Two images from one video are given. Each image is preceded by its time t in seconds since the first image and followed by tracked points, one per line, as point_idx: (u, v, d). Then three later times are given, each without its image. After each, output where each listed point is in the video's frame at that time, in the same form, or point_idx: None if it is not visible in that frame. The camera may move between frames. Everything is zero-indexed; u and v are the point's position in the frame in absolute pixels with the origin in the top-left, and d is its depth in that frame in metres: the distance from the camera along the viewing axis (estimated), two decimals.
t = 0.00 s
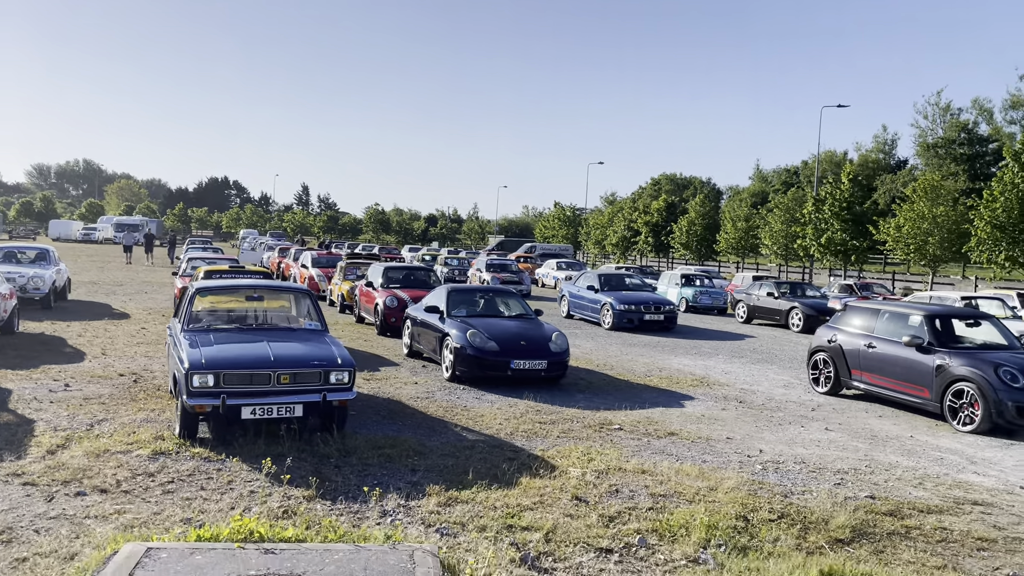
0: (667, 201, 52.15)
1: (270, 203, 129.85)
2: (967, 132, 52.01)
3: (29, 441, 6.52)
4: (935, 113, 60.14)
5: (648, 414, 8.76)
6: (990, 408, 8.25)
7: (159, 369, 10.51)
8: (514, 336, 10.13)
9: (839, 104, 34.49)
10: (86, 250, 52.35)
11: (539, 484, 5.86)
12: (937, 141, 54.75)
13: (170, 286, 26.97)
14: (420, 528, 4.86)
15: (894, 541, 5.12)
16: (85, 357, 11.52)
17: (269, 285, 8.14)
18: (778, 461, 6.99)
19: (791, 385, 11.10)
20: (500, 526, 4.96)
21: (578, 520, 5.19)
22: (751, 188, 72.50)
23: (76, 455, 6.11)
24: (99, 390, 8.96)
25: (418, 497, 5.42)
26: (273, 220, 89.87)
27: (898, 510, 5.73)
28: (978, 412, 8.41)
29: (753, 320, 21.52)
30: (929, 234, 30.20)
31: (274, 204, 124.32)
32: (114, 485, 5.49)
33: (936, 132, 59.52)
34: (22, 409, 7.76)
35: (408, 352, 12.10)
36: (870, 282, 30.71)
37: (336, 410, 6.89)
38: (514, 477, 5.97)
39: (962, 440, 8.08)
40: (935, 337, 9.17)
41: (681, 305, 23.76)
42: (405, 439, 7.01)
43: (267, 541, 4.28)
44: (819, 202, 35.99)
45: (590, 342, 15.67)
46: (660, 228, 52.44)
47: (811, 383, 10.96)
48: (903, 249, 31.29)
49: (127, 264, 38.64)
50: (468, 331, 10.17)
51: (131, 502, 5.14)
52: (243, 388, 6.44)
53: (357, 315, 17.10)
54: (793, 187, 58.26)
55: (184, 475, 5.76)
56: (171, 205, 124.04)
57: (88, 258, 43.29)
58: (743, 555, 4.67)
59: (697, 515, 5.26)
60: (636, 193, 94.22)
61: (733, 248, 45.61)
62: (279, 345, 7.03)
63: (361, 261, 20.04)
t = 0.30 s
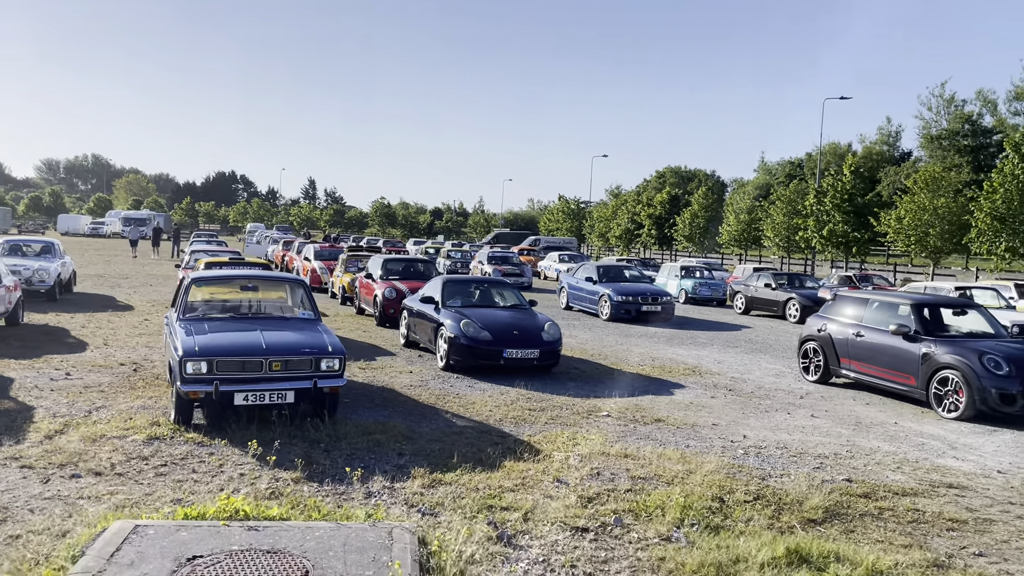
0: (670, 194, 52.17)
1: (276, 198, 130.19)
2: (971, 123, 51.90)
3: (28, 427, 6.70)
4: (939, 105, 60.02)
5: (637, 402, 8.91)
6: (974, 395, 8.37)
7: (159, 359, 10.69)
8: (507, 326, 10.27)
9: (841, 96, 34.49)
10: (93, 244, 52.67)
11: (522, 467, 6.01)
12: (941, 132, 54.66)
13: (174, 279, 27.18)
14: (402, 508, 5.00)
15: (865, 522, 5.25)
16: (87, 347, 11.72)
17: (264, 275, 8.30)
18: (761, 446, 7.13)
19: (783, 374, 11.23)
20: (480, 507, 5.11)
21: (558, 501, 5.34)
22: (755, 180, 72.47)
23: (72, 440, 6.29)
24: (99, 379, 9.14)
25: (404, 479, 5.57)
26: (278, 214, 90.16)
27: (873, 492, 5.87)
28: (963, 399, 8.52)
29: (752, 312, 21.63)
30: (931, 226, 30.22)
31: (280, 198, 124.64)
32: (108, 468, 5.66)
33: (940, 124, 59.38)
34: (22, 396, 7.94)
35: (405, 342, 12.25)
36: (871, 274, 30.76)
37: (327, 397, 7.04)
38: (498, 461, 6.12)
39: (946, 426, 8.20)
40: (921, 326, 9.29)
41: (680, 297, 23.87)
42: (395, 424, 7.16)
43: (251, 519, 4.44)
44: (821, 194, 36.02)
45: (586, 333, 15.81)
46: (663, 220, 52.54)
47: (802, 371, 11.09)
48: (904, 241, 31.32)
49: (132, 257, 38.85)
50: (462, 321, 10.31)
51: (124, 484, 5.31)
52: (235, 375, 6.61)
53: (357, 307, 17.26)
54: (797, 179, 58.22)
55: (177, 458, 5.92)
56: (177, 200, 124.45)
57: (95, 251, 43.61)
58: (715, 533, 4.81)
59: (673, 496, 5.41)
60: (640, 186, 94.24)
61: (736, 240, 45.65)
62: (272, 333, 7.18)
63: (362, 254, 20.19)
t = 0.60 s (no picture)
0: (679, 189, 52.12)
1: (286, 194, 130.65)
2: (982, 117, 51.60)
3: (30, 419, 6.86)
4: (950, 99, 59.69)
5: (632, 396, 9.01)
6: (967, 389, 8.43)
7: (163, 354, 10.86)
8: (505, 321, 10.39)
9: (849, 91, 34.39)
10: (103, 240, 53.00)
11: (511, 458, 6.12)
12: (952, 127, 54.34)
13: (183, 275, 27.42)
14: (390, 497, 5.10)
15: (846, 512, 5.33)
16: (94, 342, 11.90)
17: (262, 271, 8.43)
18: (750, 439, 7.21)
19: (780, 368, 11.29)
20: (466, 496, 5.22)
21: (543, 491, 5.45)
22: (765, 176, 72.24)
23: (73, 432, 6.44)
24: (103, 373, 9.31)
25: (394, 469, 5.68)
26: (289, 210, 90.50)
27: (857, 484, 5.94)
28: (955, 393, 8.59)
29: (756, 307, 21.66)
30: (938, 221, 30.12)
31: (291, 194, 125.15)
32: (106, 459, 5.80)
33: (951, 118, 59.05)
34: (27, 390, 8.11)
35: (406, 337, 12.38)
36: (878, 269, 30.71)
37: (323, 390, 7.16)
38: (489, 452, 6.24)
39: (938, 420, 8.26)
40: (916, 321, 9.34)
41: (685, 292, 23.93)
42: (389, 417, 7.27)
43: (241, 508, 4.58)
44: (828, 189, 35.93)
45: (588, 328, 15.91)
46: (671, 216, 52.51)
47: (799, 366, 11.15)
48: (912, 236, 31.22)
49: (143, 253, 39.16)
50: (460, 316, 10.42)
51: (120, 474, 5.45)
52: (232, 368, 6.74)
53: (362, 303, 17.40)
54: (806, 174, 58.05)
55: (174, 450, 6.06)
56: (188, 196, 125.16)
57: (106, 247, 43.91)
58: (695, 522, 4.90)
59: (657, 487, 5.51)
60: (650, 181, 94.13)
61: (745, 236, 45.57)
62: (269, 328, 7.31)
63: (367, 250, 20.34)
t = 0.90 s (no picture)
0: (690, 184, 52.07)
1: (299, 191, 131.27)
2: (996, 112, 51.25)
3: (41, 408, 7.06)
4: (964, 94, 59.31)
5: (630, 388, 9.14)
6: (963, 381, 8.49)
7: (171, 346, 11.06)
8: (507, 314, 10.53)
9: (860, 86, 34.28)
10: (117, 237, 53.45)
11: (506, 446, 6.26)
12: (966, 121, 54.00)
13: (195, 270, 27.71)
14: (385, 482, 5.25)
15: (832, 498, 5.44)
16: (104, 336, 12.13)
17: (266, 264, 8.61)
18: (744, 429, 7.32)
19: (781, 362, 11.38)
20: (459, 482, 5.37)
21: (535, 477, 5.59)
22: (777, 171, 72.00)
23: (81, 420, 6.63)
24: (112, 364, 9.51)
25: (390, 456, 5.83)
26: (302, 206, 90.99)
27: (845, 472, 6.05)
28: (952, 385, 8.65)
29: (763, 302, 21.70)
30: (949, 216, 30.00)
31: (304, 191, 125.68)
32: (112, 445, 5.99)
33: (965, 113, 58.70)
34: (38, 380, 8.32)
35: (411, 331, 12.53)
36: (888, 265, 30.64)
37: (324, 380, 7.33)
38: (484, 441, 6.38)
39: (933, 412, 8.34)
40: (914, 313, 9.41)
41: (693, 287, 23.99)
42: (389, 407, 7.42)
43: (238, 490, 4.73)
44: (839, 184, 35.82)
45: (593, 322, 16.02)
46: (682, 212, 52.52)
47: (799, 359, 11.22)
48: (923, 231, 31.12)
49: (156, 250, 39.53)
50: (463, 310, 10.57)
51: (125, 460, 5.63)
52: (235, 359, 6.91)
53: (369, 298, 17.58)
54: (818, 169, 57.84)
55: (178, 437, 6.24)
56: (203, 193, 125.90)
57: (120, 244, 44.32)
58: (681, 507, 5.03)
59: (646, 474, 5.64)
60: (663, 177, 93.96)
61: (756, 231, 45.48)
62: (271, 320, 7.48)
63: (376, 245, 20.52)
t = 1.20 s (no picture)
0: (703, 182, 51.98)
1: (313, 190, 131.88)
2: (1012, 109, 50.82)
3: (52, 401, 7.26)
4: (980, 91, 58.89)
5: (631, 384, 9.25)
6: (961, 378, 8.55)
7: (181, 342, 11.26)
8: (511, 311, 10.66)
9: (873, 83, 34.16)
10: (132, 235, 53.91)
11: (502, 440, 6.40)
12: (981, 118, 53.61)
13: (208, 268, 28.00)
14: (381, 472, 5.39)
15: (820, 491, 5.55)
16: (117, 332, 12.36)
17: (272, 262, 8.79)
18: (740, 424, 7.42)
19: (783, 359, 11.44)
20: (454, 473, 5.51)
21: (528, 469, 5.72)
22: (791, 169, 71.73)
23: (90, 413, 6.82)
24: (123, 360, 9.72)
25: (389, 448, 5.97)
26: (317, 205, 91.50)
27: (836, 466, 6.15)
28: (950, 382, 8.71)
29: (772, 300, 21.72)
30: (962, 214, 29.85)
31: (318, 190, 126.40)
32: (120, 437, 6.17)
33: (981, 110, 58.29)
34: (51, 375, 8.54)
35: (417, 328, 12.68)
36: (900, 263, 30.52)
37: (327, 375, 7.48)
38: (481, 434, 6.52)
39: (931, 408, 8.40)
40: (914, 311, 9.47)
41: (702, 285, 24.03)
42: (390, 401, 7.56)
43: (238, 480, 4.89)
44: (851, 182, 35.70)
45: (600, 320, 16.12)
46: (695, 210, 52.48)
47: (802, 356, 11.29)
48: (935, 229, 30.98)
49: (171, 248, 39.89)
50: (467, 307, 10.71)
51: (131, 451, 5.81)
52: (240, 354, 7.07)
53: (378, 295, 17.75)
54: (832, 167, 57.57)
55: (183, 429, 6.41)
56: (218, 192, 126.75)
57: (135, 242, 44.78)
58: (669, 498, 5.15)
59: (638, 467, 5.76)
60: (677, 175, 93.79)
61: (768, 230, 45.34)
62: (276, 316, 7.65)
63: (385, 243, 20.69)
